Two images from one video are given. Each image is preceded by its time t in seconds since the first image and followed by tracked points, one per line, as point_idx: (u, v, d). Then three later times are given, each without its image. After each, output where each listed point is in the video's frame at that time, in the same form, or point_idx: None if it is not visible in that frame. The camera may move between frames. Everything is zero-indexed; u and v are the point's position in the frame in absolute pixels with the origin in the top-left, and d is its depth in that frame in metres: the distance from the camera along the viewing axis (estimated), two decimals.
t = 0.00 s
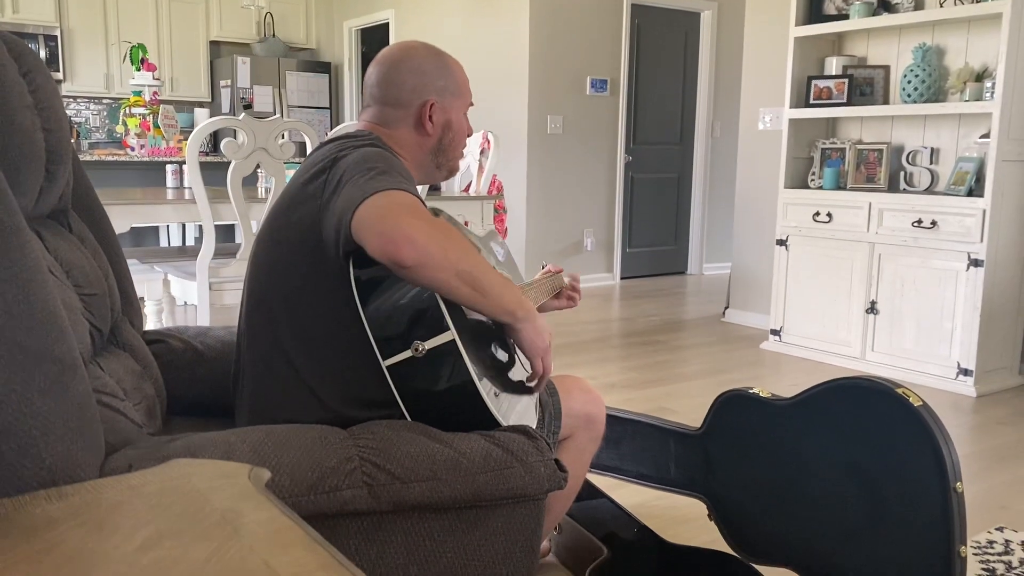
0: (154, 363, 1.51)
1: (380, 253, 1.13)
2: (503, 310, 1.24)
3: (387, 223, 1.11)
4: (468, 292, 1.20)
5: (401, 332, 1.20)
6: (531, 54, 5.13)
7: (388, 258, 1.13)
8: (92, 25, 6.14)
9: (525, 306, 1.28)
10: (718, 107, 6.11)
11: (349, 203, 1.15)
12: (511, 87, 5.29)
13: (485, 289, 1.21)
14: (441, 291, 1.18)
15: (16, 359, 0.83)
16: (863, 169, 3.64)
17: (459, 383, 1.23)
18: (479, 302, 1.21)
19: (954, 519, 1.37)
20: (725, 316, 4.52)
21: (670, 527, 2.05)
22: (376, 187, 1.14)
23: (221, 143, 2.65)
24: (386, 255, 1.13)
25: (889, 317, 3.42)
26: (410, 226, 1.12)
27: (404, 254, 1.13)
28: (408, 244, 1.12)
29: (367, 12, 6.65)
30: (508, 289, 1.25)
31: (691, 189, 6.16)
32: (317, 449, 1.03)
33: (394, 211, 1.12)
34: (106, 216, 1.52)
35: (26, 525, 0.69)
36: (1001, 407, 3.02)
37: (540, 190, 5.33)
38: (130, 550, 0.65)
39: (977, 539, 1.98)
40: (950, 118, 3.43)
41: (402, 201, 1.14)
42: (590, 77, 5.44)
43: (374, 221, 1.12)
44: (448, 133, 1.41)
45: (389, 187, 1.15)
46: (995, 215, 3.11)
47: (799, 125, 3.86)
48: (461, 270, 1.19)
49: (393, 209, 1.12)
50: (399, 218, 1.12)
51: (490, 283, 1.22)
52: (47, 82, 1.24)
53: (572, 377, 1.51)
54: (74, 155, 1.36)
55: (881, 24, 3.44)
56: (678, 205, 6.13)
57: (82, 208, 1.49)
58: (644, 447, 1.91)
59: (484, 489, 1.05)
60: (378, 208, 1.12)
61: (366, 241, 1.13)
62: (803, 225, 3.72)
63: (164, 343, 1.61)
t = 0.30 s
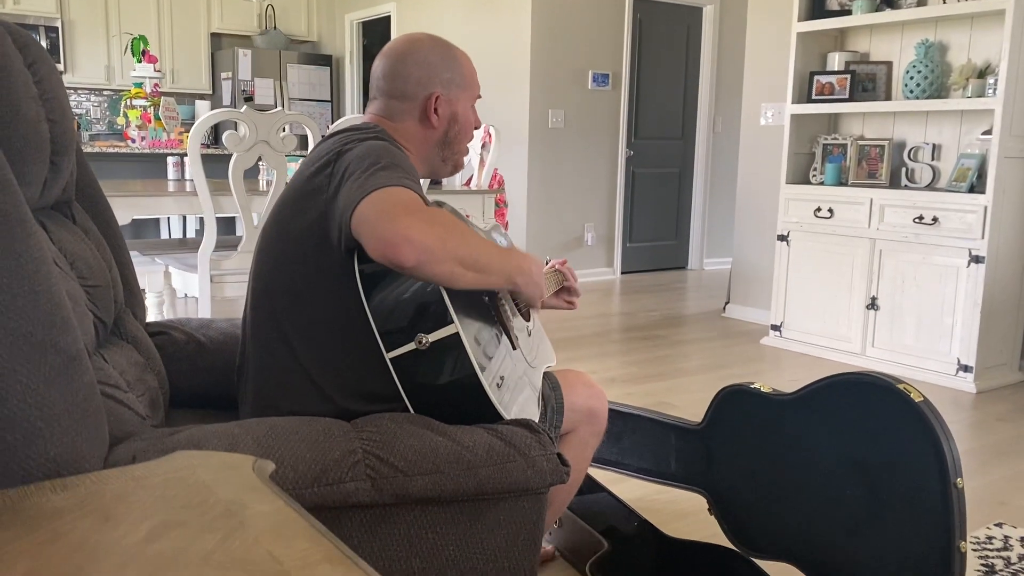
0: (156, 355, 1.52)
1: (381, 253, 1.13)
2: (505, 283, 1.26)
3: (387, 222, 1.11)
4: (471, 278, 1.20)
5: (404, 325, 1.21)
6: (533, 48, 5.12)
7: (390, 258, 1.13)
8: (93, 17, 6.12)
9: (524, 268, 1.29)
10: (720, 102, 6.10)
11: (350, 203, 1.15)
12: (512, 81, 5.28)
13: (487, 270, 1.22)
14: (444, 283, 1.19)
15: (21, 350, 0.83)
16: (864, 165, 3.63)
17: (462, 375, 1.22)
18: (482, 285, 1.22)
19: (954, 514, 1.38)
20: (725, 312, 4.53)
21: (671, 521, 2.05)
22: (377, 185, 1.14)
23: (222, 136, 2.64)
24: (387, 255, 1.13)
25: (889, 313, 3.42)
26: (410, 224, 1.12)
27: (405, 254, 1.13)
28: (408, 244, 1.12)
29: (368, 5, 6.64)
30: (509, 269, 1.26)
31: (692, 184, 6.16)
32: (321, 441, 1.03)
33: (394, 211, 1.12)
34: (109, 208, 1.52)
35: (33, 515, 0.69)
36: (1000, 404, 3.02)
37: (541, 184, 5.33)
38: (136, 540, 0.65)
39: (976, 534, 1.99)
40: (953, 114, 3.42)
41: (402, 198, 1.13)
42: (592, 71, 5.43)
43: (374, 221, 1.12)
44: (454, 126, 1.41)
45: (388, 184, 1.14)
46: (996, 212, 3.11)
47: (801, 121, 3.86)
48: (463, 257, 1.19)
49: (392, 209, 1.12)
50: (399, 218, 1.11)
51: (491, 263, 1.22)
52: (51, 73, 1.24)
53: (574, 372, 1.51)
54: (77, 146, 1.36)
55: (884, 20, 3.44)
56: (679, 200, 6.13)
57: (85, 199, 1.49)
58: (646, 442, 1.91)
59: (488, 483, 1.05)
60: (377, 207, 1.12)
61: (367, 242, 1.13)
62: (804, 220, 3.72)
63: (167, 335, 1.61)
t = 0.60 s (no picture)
0: (159, 345, 1.52)
1: (379, 247, 1.12)
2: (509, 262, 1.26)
3: (384, 217, 1.11)
4: (473, 264, 1.20)
5: (406, 316, 1.21)
6: (537, 40, 5.11)
7: (388, 251, 1.13)
8: (96, 7, 6.11)
9: (527, 247, 1.29)
10: (724, 95, 6.08)
11: (350, 196, 1.15)
12: (516, 73, 5.27)
13: (489, 254, 1.22)
14: (447, 272, 1.18)
15: (24, 339, 0.83)
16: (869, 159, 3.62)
17: (464, 367, 1.23)
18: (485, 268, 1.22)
19: (958, 508, 1.36)
20: (728, 305, 4.52)
21: (672, 514, 2.06)
22: (374, 178, 1.14)
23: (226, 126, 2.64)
24: (386, 249, 1.12)
25: (892, 307, 3.42)
26: (407, 217, 1.11)
27: (403, 248, 1.12)
28: (407, 237, 1.12)
29: None
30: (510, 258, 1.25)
31: (695, 177, 6.15)
32: (324, 431, 1.03)
33: (391, 204, 1.11)
34: (112, 198, 1.52)
35: (36, 504, 0.69)
36: (1003, 399, 3.02)
37: (544, 177, 5.32)
38: (139, 530, 0.65)
39: (978, 529, 1.99)
40: (958, 108, 3.41)
41: (399, 191, 1.13)
42: (596, 64, 5.42)
43: (371, 215, 1.12)
44: (458, 118, 1.41)
45: (386, 176, 1.14)
46: (1001, 206, 3.10)
47: (805, 114, 3.85)
48: (465, 244, 1.19)
49: (389, 203, 1.12)
50: (396, 211, 1.11)
51: (493, 246, 1.22)
52: (54, 62, 1.24)
53: (577, 364, 1.51)
54: (80, 136, 1.36)
55: (889, 14, 3.42)
56: (682, 193, 6.12)
57: (87, 188, 1.49)
58: (649, 434, 1.92)
59: (489, 474, 1.05)
60: (374, 201, 1.12)
61: (366, 236, 1.13)
62: (808, 214, 3.71)
63: (170, 326, 1.62)
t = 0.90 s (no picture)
0: (163, 336, 1.52)
1: (389, 231, 1.12)
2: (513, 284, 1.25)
3: (395, 201, 1.11)
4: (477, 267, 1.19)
5: (409, 309, 1.21)
6: (542, 32, 5.09)
7: (397, 236, 1.12)
8: None
9: (533, 274, 1.27)
10: (730, 88, 6.05)
11: (357, 181, 1.14)
12: (521, 65, 5.25)
13: (495, 263, 1.21)
14: (451, 268, 1.18)
15: (28, 330, 0.83)
16: (876, 152, 3.61)
17: (469, 360, 1.22)
18: (488, 277, 1.21)
19: (966, 503, 1.35)
20: (734, 299, 4.51)
21: (677, 508, 2.05)
22: (384, 163, 1.13)
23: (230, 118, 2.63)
24: (395, 233, 1.12)
25: (899, 301, 3.40)
26: (418, 202, 1.11)
27: (413, 232, 1.12)
28: (415, 223, 1.11)
29: None
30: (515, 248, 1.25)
31: (701, 170, 6.14)
32: (329, 424, 1.03)
33: (402, 189, 1.11)
34: (117, 190, 1.52)
35: (39, 496, 0.69)
36: (1009, 393, 3.01)
37: (549, 170, 5.31)
38: (142, 522, 0.64)
39: (984, 524, 1.98)
40: (966, 101, 3.39)
41: (410, 176, 1.13)
42: (601, 56, 5.40)
43: (381, 199, 1.11)
44: (460, 110, 1.40)
45: (396, 162, 1.13)
46: (1009, 200, 3.08)
47: (812, 107, 3.83)
48: (471, 245, 1.18)
49: (400, 187, 1.11)
50: (407, 196, 1.11)
51: (500, 255, 1.21)
52: (59, 53, 1.23)
53: (582, 357, 1.51)
54: (84, 127, 1.35)
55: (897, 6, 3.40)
56: (688, 187, 6.10)
57: (91, 179, 1.48)
58: (654, 428, 1.92)
59: (494, 467, 1.05)
60: (385, 185, 1.11)
61: (373, 220, 1.12)
62: (814, 207, 3.70)
63: (175, 318, 1.62)
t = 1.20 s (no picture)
0: (167, 333, 1.52)
1: (397, 223, 1.12)
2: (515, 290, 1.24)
3: (403, 193, 1.11)
4: (480, 266, 1.19)
5: (413, 305, 1.21)
6: (546, 29, 5.08)
7: (406, 228, 1.12)
8: None
9: (535, 284, 1.27)
10: (735, 85, 6.04)
11: (363, 175, 1.14)
12: (525, 62, 5.25)
13: (498, 265, 1.20)
14: (454, 264, 1.18)
15: (31, 326, 0.83)
16: (880, 149, 3.60)
17: (472, 357, 1.22)
18: (489, 279, 1.21)
19: (970, 500, 1.35)
20: (737, 296, 4.51)
21: (680, 505, 2.05)
22: (390, 157, 1.13)
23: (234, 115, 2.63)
24: (404, 225, 1.12)
25: (903, 299, 3.40)
26: (421, 198, 1.11)
27: (421, 224, 1.12)
28: (418, 217, 1.11)
29: None
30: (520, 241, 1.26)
31: (704, 168, 6.13)
32: (332, 420, 1.03)
33: (407, 184, 1.11)
34: (121, 187, 1.52)
35: (43, 492, 0.69)
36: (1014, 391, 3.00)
37: (553, 167, 5.30)
38: (146, 517, 0.64)
39: (988, 522, 1.98)
40: (971, 98, 3.38)
41: (415, 171, 1.13)
42: (605, 53, 5.40)
43: (389, 193, 1.11)
44: (462, 102, 1.40)
45: (403, 156, 1.14)
46: (1015, 197, 3.07)
47: (816, 104, 3.82)
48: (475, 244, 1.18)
49: (408, 180, 1.12)
50: (414, 189, 1.11)
51: (503, 259, 1.21)
52: (62, 50, 1.23)
53: (584, 354, 1.51)
54: (87, 124, 1.36)
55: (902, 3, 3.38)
56: (692, 184, 6.10)
57: (95, 175, 1.48)
58: (658, 424, 1.92)
59: (497, 464, 1.05)
60: (393, 178, 1.12)
61: (378, 211, 1.12)
62: (818, 205, 3.69)
63: (179, 314, 1.62)
